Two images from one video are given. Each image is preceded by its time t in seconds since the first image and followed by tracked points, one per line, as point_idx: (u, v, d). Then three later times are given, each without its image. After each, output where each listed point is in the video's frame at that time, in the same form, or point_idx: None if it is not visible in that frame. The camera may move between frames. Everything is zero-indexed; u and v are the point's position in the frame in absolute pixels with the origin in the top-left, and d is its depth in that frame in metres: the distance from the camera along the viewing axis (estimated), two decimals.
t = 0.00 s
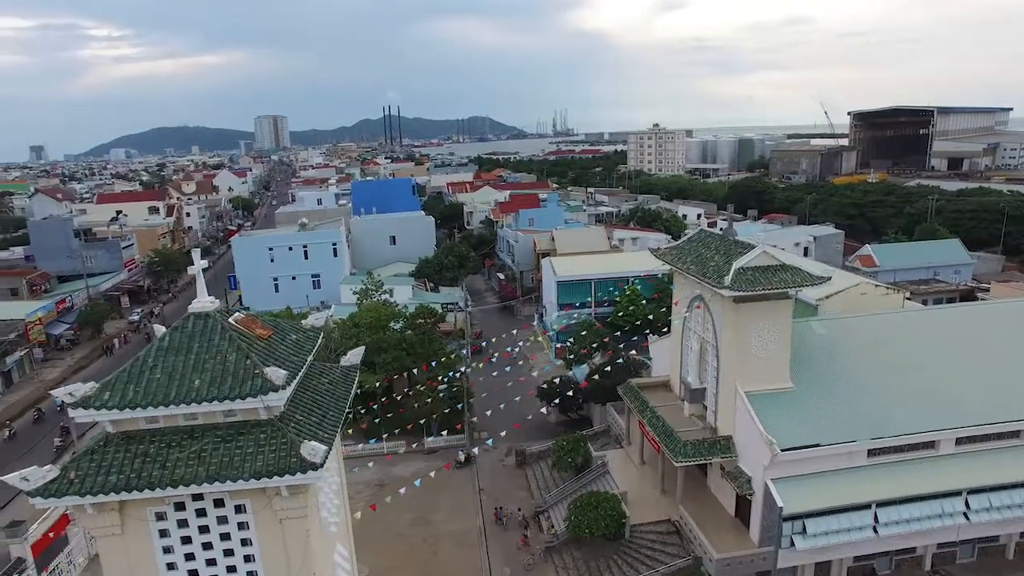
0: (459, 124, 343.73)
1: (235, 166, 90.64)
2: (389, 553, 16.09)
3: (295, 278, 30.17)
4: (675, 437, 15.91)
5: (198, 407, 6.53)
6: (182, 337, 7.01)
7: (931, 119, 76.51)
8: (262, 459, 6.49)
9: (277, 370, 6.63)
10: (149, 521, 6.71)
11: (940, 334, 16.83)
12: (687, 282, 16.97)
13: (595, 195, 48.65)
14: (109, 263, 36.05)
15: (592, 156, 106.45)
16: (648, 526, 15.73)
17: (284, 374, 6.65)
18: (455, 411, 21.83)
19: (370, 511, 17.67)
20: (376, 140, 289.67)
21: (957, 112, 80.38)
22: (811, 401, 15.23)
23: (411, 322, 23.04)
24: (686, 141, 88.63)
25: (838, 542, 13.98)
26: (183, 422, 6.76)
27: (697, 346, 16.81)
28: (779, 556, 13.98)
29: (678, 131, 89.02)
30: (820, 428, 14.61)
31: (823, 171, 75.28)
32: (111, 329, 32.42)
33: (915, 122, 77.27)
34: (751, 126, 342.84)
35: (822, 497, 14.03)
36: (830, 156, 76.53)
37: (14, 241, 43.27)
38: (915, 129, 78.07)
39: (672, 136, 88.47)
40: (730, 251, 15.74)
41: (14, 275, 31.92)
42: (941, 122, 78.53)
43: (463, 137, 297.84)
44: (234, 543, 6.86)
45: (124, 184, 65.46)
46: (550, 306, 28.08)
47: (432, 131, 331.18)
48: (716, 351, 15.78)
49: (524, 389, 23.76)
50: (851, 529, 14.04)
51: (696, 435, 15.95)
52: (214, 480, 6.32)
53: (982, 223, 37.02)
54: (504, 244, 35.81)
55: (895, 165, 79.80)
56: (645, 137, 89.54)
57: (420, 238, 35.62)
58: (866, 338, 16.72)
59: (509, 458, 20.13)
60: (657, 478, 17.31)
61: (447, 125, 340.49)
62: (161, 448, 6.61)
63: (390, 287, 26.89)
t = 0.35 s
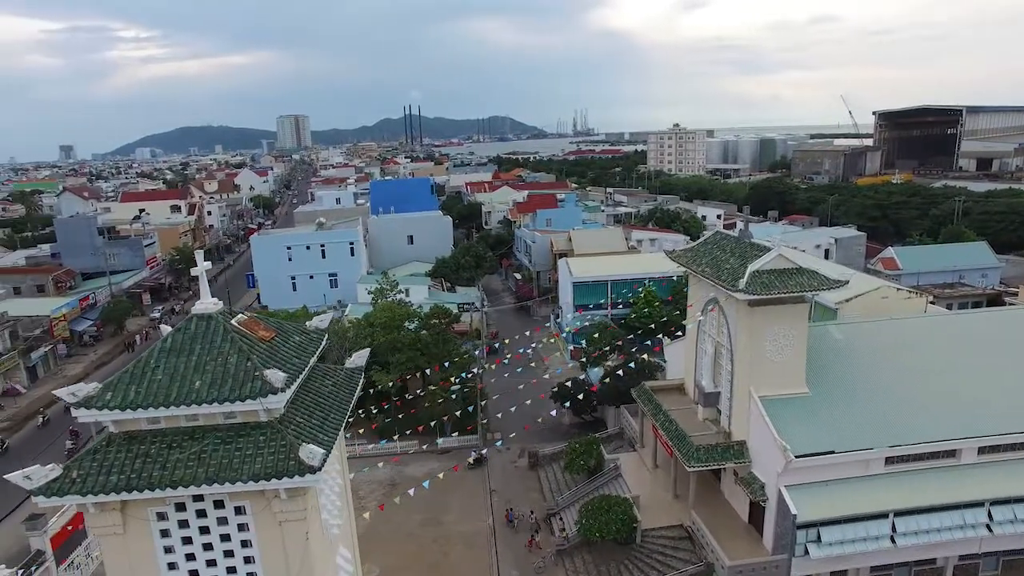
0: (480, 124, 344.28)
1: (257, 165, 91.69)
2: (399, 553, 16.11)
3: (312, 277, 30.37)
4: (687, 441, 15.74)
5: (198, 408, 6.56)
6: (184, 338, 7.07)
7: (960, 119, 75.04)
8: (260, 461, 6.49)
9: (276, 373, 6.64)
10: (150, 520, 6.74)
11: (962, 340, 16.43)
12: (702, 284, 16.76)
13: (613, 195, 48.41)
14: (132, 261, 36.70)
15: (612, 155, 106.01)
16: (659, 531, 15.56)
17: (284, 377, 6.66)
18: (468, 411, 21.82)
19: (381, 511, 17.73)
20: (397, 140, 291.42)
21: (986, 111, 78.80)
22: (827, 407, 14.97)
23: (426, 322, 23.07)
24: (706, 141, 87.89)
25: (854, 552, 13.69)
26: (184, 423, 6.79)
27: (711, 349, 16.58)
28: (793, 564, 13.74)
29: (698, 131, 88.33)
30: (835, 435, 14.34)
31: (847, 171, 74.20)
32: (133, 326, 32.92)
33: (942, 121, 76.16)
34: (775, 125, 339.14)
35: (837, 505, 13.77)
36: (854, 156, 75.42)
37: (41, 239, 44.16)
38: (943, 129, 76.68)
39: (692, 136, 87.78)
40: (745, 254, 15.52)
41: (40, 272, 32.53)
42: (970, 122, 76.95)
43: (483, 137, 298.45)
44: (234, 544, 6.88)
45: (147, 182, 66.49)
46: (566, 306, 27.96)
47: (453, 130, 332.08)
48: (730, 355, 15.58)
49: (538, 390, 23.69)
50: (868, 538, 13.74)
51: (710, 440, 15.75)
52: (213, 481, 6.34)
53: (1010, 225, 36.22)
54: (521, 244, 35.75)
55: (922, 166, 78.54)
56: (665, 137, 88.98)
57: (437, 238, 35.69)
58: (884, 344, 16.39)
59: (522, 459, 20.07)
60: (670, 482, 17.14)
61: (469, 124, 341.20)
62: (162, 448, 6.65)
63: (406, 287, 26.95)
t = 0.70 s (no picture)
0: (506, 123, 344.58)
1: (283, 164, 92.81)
2: (412, 553, 16.15)
3: (334, 276, 30.62)
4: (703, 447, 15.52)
5: (200, 410, 6.60)
6: (189, 340, 7.13)
7: (996, 118, 73.16)
8: (260, 463, 6.51)
9: (277, 376, 6.65)
10: (152, 520, 6.81)
11: (990, 347, 15.95)
12: (720, 288, 16.52)
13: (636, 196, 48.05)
14: (158, 258, 37.49)
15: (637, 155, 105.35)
16: (674, 537, 15.36)
17: (284, 381, 6.67)
18: (485, 412, 21.79)
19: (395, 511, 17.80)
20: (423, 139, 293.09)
21: None
22: (848, 414, 14.66)
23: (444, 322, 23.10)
24: (732, 141, 86.90)
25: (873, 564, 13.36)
26: (187, 424, 6.84)
27: (729, 353, 16.34)
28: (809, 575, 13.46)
29: (724, 131, 87.37)
30: (856, 444, 14.03)
31: (877, 172, 72.80)
32: (158, 322, 33.55)
33: (978, 120, 74.14)
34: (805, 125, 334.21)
35: (856, 516, 13.45)
36: (885, 157, 73.99)
37: (72, 236, 45.19)
38: (978, 129, 74.85)
39: (718, 136, 86.84)
40: (765, 257, 15.26)
41: (71, 269, 33.14)
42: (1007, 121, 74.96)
43: (508, 137, 298.70)
44: (234, 545, 6.92)
45: (176, 181, 67.66)
46: (586, 307, 27.79)
47: (479, 130, 332.87)
48: (748, 360, 15.32)
49: (556, 391, 23.58)
50: (889, 551, 13.39)
51: (727, 446, 15.52)
52: (213, 483, 6.37)
53: None
54: (542, 245, 35.64)
55: (956, 167, 76.76)
56: (690, 137, 88.22)
57: (458, 237, 35.75)
58: (908, 350, 15.99)
59: (538, 461, 19.99)
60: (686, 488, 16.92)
61: (494, 123, 341.75)
62: (164, 449, 6.71)
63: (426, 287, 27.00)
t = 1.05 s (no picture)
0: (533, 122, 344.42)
1: (310, 163, 93.98)
2: (426, 553, 16.17)
3: (356, 274, 30.83)
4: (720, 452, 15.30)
5: (204, 411, 6.65)
6: (196, 340, 7.19)
7: None
8: (262, 465, 6.53)
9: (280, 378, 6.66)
10: (158, 518, 6.88)
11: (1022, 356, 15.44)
12: (740, 291, 16.27)
13: (661, 196, 47.64)
14: (185, 256, 38.11)
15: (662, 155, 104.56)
16: (690, 544, 15.14)
17: (287, 383, 6.68)
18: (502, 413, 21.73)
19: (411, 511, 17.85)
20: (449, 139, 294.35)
21: None
22: (870, 422, 14.32)
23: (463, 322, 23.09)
24: (759, 141, 85.78)
25: None
26: (193, 424, 6.90)
27: (749, 357, 16.08)
28: None
29: (751, 131, 86.30)
30: (878, 453, 13.69)
31: (909, 173, 71.30)
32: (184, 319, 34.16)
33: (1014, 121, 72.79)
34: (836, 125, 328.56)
35: (877, 527, 13.12)
36: (917, 158, 72.42)
37: (104, 234, 46.23)
38: (1016, 129, 73.06)
39: (745, 137, 85.79)
40: (786, 260, 14.98)
41: (101, 265, 33.94)
42: None
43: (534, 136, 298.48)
44: (238, 545, 6.96)
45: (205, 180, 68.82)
46: (606, 308, 27.61)
47: (505, 129, 333.29)
48: (767, 365, 15.07)
49: (575, 393, 23.45)
50: (911, 564, 13.04)
51: (745, 453, 15.27)
52: (215, 483, 6.42)
53: None
54: (565, 246, 35.49)
55: (992, 167, 74.87)
56: (716, 137, 87.33)
57: (480, 237, 35.77)
58: (935, 358, 15.57)
59: (555, 463, 19.90)
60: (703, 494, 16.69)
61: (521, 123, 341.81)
62: (170, 449, 6.77)
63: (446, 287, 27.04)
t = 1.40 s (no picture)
0: (560, 122, 343.72)
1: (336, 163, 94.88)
2: (441, 553, 16.19)
3: (378, 274, 31.03)
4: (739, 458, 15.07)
5: (210, 411, 6.70)
6: (205, 341, 7.26)
7: None
8: (266, 466, 6.56)
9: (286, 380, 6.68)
10: (166, 516, 6.95)
11: None
12: (762, 294, 16.00)
13: (686, 197, 47.18)
14: (212, 254, 38.47)
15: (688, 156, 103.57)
16: (707, 550, 14.93)
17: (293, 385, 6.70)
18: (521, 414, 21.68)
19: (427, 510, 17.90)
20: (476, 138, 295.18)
21: None
22: (895, 431, 13.97)
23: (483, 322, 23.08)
24: (788, 141, 84.53)
25: None
26: (200, 424, 6.96)
27: (770, 362, 15.81)
28: None
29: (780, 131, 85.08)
30: (902, 463, 13.35)
31: (942, 174, 69.70)
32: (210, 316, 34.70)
33: None
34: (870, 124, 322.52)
35: (899, 540, 12.78)
36: (951, 159, 70.77)
37: (136, 231, 47.20)
38: None
39: (773, 137, 84.60)
40: (809, 264, 14.69)
41: (131, 262, 34.66)
42: None
43: (561, 136, 297.96)
44: (243, 544, 7.01)
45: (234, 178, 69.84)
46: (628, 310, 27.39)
47: (532, 129, 333.18)
48: (788, 370, 14.80)
49: (596, 395, 23.31)
50: None
51: (765, 459, 15.01)
52: (220, 484, 6.46)
53: None
54: (588, 246, 35.31)
55: None
56: (744, 138, 86.29)
57: (503, 237, 35.75)
58: (965, 366, 15.14)
59: (573, 466, 19.78)
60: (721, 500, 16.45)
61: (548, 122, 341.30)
62: (177, 448, 6.84)
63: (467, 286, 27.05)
